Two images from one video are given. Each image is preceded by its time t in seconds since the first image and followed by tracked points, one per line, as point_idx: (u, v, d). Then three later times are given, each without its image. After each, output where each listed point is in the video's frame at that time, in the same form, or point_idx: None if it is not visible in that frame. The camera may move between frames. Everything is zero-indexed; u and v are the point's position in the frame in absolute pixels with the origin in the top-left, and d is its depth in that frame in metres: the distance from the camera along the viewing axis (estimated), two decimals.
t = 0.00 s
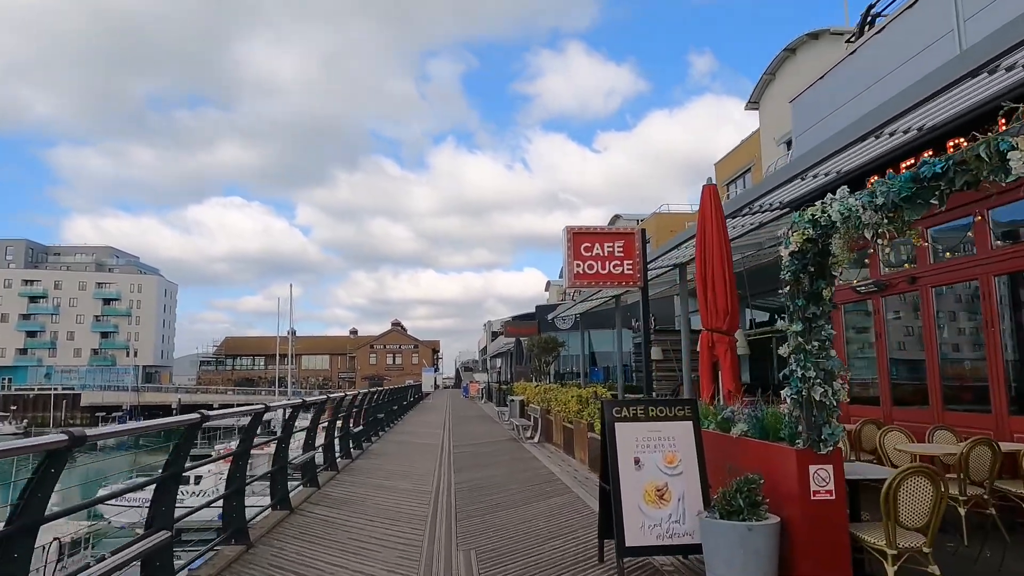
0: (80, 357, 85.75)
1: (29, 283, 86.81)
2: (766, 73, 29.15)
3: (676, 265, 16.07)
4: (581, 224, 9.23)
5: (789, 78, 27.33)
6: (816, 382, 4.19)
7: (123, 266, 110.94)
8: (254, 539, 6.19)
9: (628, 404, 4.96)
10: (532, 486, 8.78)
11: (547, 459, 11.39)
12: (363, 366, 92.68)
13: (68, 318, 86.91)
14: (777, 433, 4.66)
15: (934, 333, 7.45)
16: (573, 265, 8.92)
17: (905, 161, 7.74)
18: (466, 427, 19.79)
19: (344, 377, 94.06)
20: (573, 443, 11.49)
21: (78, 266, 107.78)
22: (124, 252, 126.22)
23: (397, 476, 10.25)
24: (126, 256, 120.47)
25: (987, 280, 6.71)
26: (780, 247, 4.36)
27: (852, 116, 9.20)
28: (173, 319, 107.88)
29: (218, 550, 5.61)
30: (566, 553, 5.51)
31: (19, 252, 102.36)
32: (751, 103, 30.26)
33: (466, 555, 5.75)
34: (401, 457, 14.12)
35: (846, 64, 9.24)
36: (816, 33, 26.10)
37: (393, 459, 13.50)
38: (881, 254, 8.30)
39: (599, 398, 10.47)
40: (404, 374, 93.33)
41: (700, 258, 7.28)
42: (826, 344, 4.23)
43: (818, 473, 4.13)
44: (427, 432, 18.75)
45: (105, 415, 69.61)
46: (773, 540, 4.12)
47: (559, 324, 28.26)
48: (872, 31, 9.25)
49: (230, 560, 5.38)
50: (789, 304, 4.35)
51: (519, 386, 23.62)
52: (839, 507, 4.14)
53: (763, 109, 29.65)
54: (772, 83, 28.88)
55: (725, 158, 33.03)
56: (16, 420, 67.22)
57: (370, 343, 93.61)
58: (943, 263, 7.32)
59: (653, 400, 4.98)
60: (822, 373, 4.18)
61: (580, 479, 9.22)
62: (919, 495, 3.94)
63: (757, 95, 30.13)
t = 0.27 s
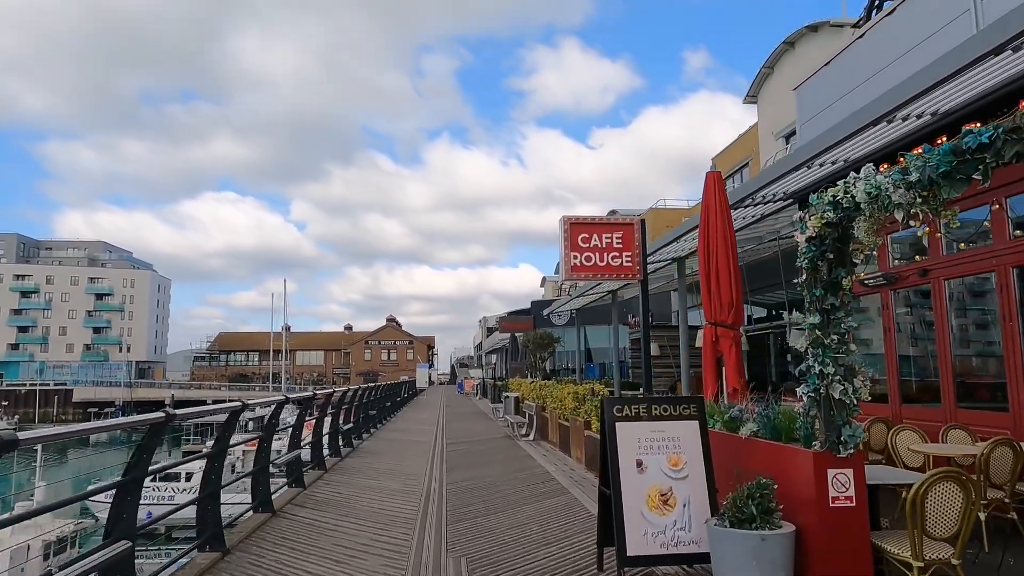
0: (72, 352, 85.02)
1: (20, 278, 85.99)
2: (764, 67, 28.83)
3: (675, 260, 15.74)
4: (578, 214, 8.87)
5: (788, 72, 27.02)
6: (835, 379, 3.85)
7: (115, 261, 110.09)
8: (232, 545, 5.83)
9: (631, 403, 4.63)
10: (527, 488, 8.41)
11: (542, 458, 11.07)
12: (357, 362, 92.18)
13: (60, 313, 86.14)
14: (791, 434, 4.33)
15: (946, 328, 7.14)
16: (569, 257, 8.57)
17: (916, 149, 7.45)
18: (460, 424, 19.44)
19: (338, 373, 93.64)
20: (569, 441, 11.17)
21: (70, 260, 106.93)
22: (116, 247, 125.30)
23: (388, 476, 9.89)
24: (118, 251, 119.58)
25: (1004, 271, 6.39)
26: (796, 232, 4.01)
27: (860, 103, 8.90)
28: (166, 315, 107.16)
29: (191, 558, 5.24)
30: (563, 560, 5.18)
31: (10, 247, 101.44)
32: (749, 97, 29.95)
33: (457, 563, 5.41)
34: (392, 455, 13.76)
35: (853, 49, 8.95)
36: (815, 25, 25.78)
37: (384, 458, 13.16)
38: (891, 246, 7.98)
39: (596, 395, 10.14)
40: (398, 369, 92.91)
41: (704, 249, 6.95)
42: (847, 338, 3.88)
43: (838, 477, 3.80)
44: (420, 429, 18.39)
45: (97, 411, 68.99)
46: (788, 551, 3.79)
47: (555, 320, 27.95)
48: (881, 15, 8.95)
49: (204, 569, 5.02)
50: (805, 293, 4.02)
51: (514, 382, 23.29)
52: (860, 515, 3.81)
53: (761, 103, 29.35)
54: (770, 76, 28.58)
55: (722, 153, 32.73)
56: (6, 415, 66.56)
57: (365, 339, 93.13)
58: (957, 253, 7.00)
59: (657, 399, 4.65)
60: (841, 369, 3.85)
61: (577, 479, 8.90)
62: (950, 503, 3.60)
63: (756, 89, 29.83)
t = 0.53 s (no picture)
0: (59, 351, 84.02)
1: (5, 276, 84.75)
2: (758, 62, 28.60)
3: (670, 256, 15.48)
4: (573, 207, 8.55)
5: (782, 67, 26.80)
6: (858, 380, 3.57)
7: (103, 258, 108.98)
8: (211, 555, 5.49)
9: (634, 405, 4.34)
10: (521, 491, 8.12)
11: (537, 458, 10.79)
12: (348, 360, 91.59)
13: (46, 311, 85.09)
14: (806, 437, 4.05)
15: (956, 324, 6.88)
16: (565, 251, 8.26)
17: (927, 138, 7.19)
18: (452, 423, 19.13)
19: (329, 371, 93.11)
20: (563, 441, 10.90)
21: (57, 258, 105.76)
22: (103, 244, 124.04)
23: (378, 478, 9.57)
24: (106, 249, 118.41)
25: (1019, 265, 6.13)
26: (813, 220, 3.72)
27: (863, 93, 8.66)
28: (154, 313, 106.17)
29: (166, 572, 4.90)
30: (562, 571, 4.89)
31: None
32: (742, 93, 29.73)
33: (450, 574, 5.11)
34: (382, 456, 13.45)
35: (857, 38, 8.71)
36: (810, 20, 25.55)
37: (374, 459, 12.84)
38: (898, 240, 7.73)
39: (592, 393, 9.87)
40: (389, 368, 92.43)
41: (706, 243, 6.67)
42: (870, 334, 3.60)
43: (861, 485, 3.52)
44: (411, 429, 18.08)
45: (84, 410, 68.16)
46: (808, 565, 3.51)
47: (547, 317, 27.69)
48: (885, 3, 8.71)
49: None
50: (824, 286, 3.73)
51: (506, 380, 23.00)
52: (885, 525, 3.54)
53: (755, 99, 29.14)
54: (764, 72, 28.35)
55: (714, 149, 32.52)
56: None
57: (356, 337, 92.58)
58: (967, 247, 6.76)
59: (661, 400, 4.36)
60: (864, 367, 3.56)
61: (573, 481, 8.62)
62: (983, 513, 3.33)
63: (749, 85, 29.61)
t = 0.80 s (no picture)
0: (34, 349, 82.30)
1: None
2: (743, 57, 28.42)
3: (658, 251, 15.18)
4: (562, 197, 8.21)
5: (768, 62, 26.66)
6: (881, 376, 3.24)
7: (79, 255, 107.03)
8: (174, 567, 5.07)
9: (633, 404, 4.00)
10: (507, 494, 7.74)
11: (522, 458, 10.44)
12: (330, 358, 90.60)
13: (20, 309, 83.30)
14: (821, 438, 3.72)
15: (960, 318, 6.61)
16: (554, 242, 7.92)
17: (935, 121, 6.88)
18: (436, 421, 18.74)
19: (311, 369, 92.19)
20: (550, 440, 10.55)
21: (31, 255, 103.67)
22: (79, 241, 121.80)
23: (358, 481, 9.16)
24: (82, 246, 116.32)
25: None
26: (832, 201, 3.38)
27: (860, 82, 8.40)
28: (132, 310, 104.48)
29: None
30: None
31: None
32: (728, 88, 29.56)
33: None
34: (363, 456, 13.03)
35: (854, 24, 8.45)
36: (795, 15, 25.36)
37: (354, 460, 12.42)
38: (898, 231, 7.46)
39: (580, 391, 9.54)
40: (373, 366, 91.74)
41: (702, 232, 6.35)
42: (894, 326, 3.27)
43: (886, 492, 3.19)
44: (393, 428, 17.66)
45: (60, 410, 66.78)
46: None
47: (531, 314, 27.34)
48: None
49: None
50: (843, 273, 3.40)
51: (491, 377, 22.59)
52: (913, 536, 3.20)
53: (740, 94, 29.00)
54: (749, 67, 28.19)
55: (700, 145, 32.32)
56: None
57: (339, 335, 91.74)
58: (973, 238, 6.51)
59: (662, 398, 4.02)
60: (888, 360, 3.24)
61: (561, 483, 8.27)
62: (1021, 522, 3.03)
63: (735, 80, 29.42)
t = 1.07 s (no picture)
0: (6, 345, 80.51)
1: None
2: (729, 54, 28.28)
3: (644, 247, 14.93)
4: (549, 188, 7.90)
5: (753, 59, 26.55)
6: (903, 377, 2.95)
7: (53, 249, 104.94)
8: None
9: (627, 405, 3.69)
10: (489, 497, 7.40)
11: (506, 458, 10.13)
12: (312, 354, 89.68)
13: None
14: (831, 443, 3.45)
15: (959, 315, 6.39)
16: (541, 235, 7.61)
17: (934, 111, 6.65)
18: (417, 420, 18.38)
19: (292, 366, 91.23)
20: (535, 440, 10.26)
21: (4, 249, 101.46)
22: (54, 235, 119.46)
23: (334, 482, 8.80)
24: (56, 240, 114.09)
25: None
26: (848, 186, 3.12)
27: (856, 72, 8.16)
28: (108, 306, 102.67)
29: None
30: None
31: None
32: (713, 85, 29.44)
33: None
34: (341, 456, 12.65)
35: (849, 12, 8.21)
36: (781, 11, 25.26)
37: (332, 460, 12.03)
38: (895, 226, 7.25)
39: (566, 390, 9.26)
40: (354, 363, 90.98)
41: (695, 224, 6.08)
42: (916, 322, 2.99)
43: (906, 503, 2.91)
44: (373, 426, 17.27)
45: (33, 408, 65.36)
46: None
47: (515, 311, 27.04)
48: None
49: None
50: (859, 264, 3.12)
51: (473, 374, 22.24)
52: (936, 552, 2.91)
53: (725, 91, 28.89)
54: (735, 64, 28.07)
55: (684, 143, 32.18)
56: None
57: (320, 331, 90.84)
58: (973, 232, 6.29)
59: (659, 400, 3.72)
60: (909, 360, 2.96)
61: (546, 485, 7.97)
62: None
63: (720, 77, 29.30)
